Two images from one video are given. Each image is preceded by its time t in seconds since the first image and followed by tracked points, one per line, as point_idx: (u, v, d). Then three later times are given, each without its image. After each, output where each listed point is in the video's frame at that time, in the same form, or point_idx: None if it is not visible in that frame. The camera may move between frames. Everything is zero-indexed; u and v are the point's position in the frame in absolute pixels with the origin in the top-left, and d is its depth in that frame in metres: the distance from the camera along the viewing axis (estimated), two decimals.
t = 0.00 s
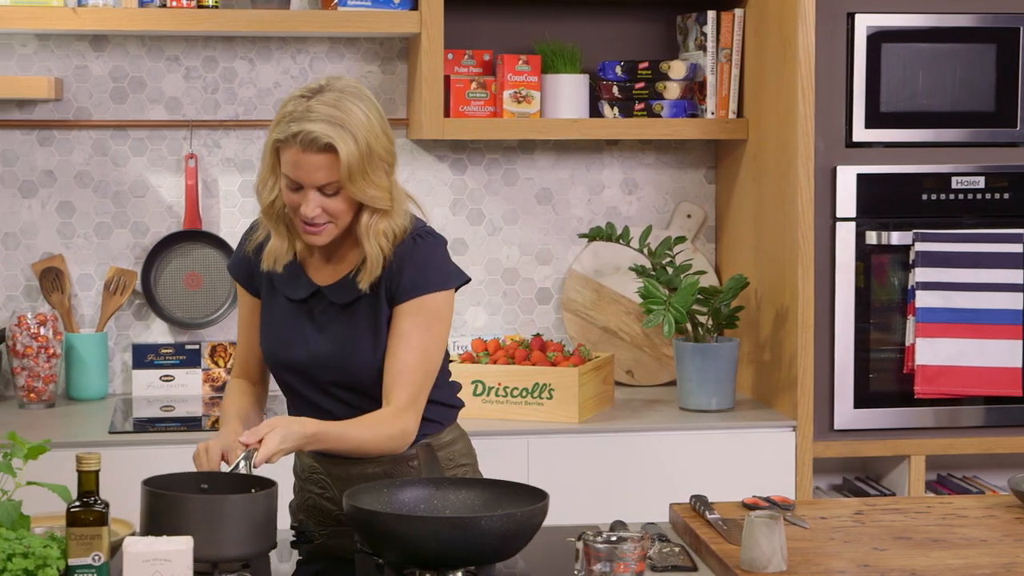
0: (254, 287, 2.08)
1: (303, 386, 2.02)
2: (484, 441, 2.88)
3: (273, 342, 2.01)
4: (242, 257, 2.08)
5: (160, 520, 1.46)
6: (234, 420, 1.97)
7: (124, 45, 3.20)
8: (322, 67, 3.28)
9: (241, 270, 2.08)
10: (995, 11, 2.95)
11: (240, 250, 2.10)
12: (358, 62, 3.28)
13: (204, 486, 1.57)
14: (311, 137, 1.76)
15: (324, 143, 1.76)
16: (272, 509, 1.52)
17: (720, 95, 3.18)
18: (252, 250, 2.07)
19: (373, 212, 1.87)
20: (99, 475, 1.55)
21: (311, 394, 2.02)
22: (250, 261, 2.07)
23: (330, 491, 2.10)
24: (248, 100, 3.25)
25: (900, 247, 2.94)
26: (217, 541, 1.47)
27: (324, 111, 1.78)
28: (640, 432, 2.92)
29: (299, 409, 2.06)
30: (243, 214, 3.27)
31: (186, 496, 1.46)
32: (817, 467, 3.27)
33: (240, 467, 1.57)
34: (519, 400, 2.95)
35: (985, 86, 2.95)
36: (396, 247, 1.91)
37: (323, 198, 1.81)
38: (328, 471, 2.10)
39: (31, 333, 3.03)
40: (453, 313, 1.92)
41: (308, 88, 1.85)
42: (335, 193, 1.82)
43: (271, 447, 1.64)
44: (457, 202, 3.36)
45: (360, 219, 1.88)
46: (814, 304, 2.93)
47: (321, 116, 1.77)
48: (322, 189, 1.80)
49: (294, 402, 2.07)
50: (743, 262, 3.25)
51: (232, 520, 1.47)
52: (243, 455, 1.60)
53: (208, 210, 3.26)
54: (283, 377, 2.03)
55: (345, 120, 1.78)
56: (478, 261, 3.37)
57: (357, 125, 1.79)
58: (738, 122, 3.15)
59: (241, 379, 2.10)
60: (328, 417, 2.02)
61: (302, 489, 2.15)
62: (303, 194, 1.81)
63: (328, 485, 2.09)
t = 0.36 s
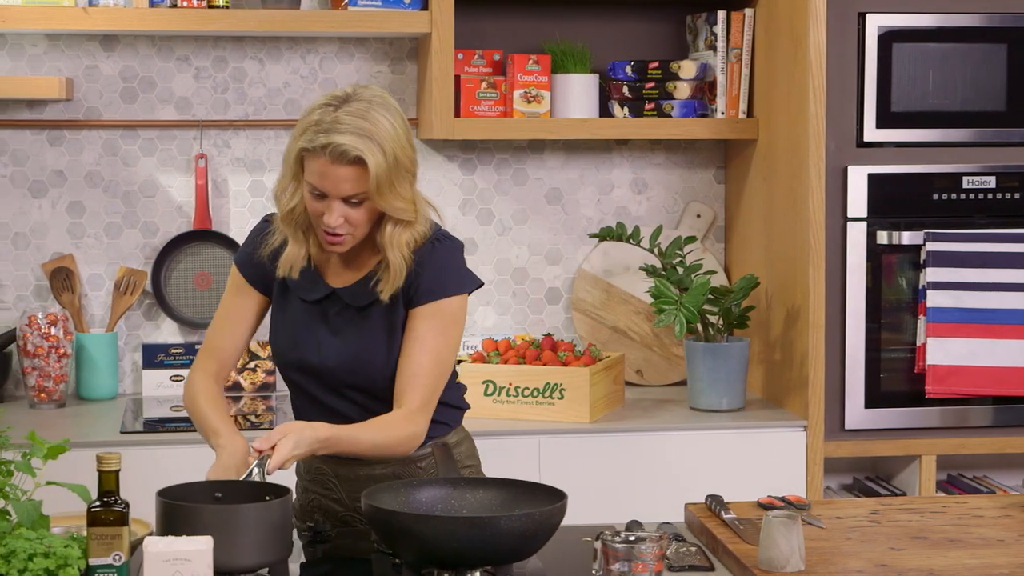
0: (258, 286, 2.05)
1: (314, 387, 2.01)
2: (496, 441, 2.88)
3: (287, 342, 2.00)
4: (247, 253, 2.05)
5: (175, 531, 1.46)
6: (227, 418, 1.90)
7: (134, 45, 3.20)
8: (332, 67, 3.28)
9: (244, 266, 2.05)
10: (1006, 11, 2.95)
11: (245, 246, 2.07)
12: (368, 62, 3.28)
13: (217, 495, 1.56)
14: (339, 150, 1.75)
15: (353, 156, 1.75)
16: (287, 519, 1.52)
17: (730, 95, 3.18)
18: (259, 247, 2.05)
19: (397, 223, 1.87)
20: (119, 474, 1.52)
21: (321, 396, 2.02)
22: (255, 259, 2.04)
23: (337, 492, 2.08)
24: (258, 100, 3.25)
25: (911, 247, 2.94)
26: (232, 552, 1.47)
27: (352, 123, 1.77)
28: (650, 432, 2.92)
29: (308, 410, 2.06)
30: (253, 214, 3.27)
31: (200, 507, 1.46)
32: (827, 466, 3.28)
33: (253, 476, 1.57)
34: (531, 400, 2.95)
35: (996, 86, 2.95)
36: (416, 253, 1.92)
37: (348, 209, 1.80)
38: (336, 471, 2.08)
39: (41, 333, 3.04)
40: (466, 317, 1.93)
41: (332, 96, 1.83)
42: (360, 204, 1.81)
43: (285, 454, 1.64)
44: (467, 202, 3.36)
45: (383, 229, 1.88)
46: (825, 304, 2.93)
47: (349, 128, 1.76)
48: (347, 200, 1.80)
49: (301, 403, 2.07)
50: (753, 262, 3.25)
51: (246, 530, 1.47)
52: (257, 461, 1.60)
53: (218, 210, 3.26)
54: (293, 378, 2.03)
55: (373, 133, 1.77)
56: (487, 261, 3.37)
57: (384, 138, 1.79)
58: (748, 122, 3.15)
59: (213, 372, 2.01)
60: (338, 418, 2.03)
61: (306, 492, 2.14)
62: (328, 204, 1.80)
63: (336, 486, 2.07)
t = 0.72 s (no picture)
0: (291, 278, 1.98)
1: (363, 384, 1.99)
2: (506, 441, 2.88)
3: (338, 338, 1.96)
4: (283, 243, 1.97)
5: (191, 531, 1.46)
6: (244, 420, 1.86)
7: (143, 45, 3.21)
8: (341, 67, 3.28)
9: (279, 254, 1.96)
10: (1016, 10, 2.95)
11: (274, 234, 1.98)
12: (377, 62, 3.28)
13: (233, 495, 1.56)
14: (421, 148, 1.78)
15: (437, 156, 1.78)
16: (305, 518, 1.52)
17: (740, 95, 3.18)
18: (297, 238, 1.98)
19: (466, 228, 1.91)
20: (136, 474, 1.49)
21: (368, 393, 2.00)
22: (295, 251, 1.97)
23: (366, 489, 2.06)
24: (268, 100, 3.26)
25: (921, 247, 2.94)
26: (248, 550, 1.47)
27: (434, 123, 1.79)
28: (660, 432, 2.92)
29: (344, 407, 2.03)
30: (262, 214, 3.27)
31: (216, 506, 1.46)
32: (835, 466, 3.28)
33: (269, 476, 1.57)
34: (541, 400, 2.95)
35: (1005, 86, 2.95)
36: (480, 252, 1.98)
37: (419, 207, 1.82)
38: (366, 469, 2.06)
39: (51, 333, 3.03)
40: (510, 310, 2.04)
41: (410, 96, 1.85)
42: (430, 204, 1.84)
43: (334, 449, 1.68)
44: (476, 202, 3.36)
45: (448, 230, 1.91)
46: (835, 303, 2.93)
47: (433, 128, 1.79)
48: (420, 198, 1.82)
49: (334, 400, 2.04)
50: (762, 262, 3.25)
51: (263, 529, 1.47)
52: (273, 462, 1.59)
53: (227, 210, 3.26)
54: (338, 374, 1.99)
55: (455, 136, 1.80)
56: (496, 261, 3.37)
57: (464, 142, 1.81)
58: (758, 122, 3.15)
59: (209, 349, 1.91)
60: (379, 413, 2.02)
61: (326, 492, 2.09)
62: (402, 202, 1.82)
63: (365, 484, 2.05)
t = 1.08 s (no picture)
0: (361, 289, 1.97)
1: (424, 395, 2.02)
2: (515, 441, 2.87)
3: (415, 350, 1.99)
4: (356, 253, 1.95)
5: (205, 531, 1.46)
6: (259, 415, 1.87)
7: (151, 45, 3.21)
8: (348, 67, 3.28)
9: (350, 264, 1.95)
10: None
11: (342, 242, 1.96)
12: (385, 62, 3.28)
13: (246, 495, 1.56)
14: (515, 178, 1.79)
15: (530, 184, 1.79)
16: (319, 517, 1.52)
17: (748, 95, 3.18)
18: (369, 248, 1.97)
19: (547, 254, 1.95)
20: (152, 473, 1.48)
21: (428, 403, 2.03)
22: (370, 262, 1.97)
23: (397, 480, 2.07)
24: (276, 101, 3.26)
25: (929, 247, 2.94)
26: (263, 550, 1.47)
27: (527, 152, 1.81)
28: (668, 432, 2.92)
29: (401, 416, 2.04)
30: (270, 214, 3.27)
31: (229, 505, 1.45)
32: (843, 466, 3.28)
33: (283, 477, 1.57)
34: (550, 401, 2.95)
35: (1013, 86, 2.95)
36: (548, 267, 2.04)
37: (502, 232, 1.85)
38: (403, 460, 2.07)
39: (59, 333, 3.04)
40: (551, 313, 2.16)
41: (500, 122, 1.87)
42: (513, 228, 1.86)
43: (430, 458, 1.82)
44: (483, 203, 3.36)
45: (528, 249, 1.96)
46: (843, 302, 2.93)
47: (525, 156, 1.81)
48: (506, 224, 1.84)
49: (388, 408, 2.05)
50: (770, 261, 3.25)
51: (277, 528, 1.47)
52: (287, 461, 1.63)
53: (235, 211, 3.27)
54: (406, 386, 2.02)
55: (546, 165, 1.82)
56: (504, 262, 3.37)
57: (554, 171, 1.84)
58: (766, 122, 3.16)
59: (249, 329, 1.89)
60: (434, 421, 2.06)
61: (362, 482, 2.08)
62: (488, 224, 1.83)
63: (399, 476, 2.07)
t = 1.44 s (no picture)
0: (401, 292, 1.97)
1: (452, 397, 2.03)
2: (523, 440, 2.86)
3: (448, 354, 2.00)
4: (402, 256, 1.94)
5: (216, 530, 1.45)
6: (281, 413, 1.82)
7: (158, 45, 3.21)
8: (355, 67, 3.28)
9: (395, 267, 1.94)
10: None
11: (388, 243, 1.94)
12: (392, 62, 3.28)
13: (258, 494, 1.55)
14: (563, 192, 1.85)
15: (576, 199, 1.85)
16: (331, 517, 1.51)
17: (755, 95, 3.18)
18: (413, 251, 1.96)
19: (591, 267, 2.05)
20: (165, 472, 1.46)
21: (452, 405, 2.04)
22: (413, 265, 1.96)
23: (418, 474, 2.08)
24: (282, 100, 3.26)
25: (937, 247, 2.94)
26: (275, 549, 1.45)
27: (574, 167, 1.87)
28: (676, 432, 2.92)
29: (426, 417, 2.05)
30: (277, 214, 3.28)
31: (241, 504, 1.44)
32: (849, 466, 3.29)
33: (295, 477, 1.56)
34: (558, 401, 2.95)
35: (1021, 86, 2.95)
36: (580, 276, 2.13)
37: (545, 243, 1.90)
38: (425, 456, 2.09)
39: (67, 333, 3.04)
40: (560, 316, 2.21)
41: (545, 136, 1.92)
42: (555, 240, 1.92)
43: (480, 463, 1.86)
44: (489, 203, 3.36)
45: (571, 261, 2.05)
46: (851, 302, 2.93)
47: (571, 171, 1.86)
48: (549, 236, 1.90)
49: (412, 408, 2.05)
50: (777, 261, 3.25)
51: (289, 527, 1.46)
52: (299, 461, 1.62)
53: (242, 210, 3.27)
54: (434, 388, 2.02)
55: (591, 182, 1.88)
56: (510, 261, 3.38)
57: (597, 187, 1.91)
58: (773, 122, 3.16)
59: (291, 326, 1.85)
60: (456, 423, 2.07)
61: (382, 476, 2.08)
62: (532, 235, 1.88)
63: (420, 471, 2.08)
